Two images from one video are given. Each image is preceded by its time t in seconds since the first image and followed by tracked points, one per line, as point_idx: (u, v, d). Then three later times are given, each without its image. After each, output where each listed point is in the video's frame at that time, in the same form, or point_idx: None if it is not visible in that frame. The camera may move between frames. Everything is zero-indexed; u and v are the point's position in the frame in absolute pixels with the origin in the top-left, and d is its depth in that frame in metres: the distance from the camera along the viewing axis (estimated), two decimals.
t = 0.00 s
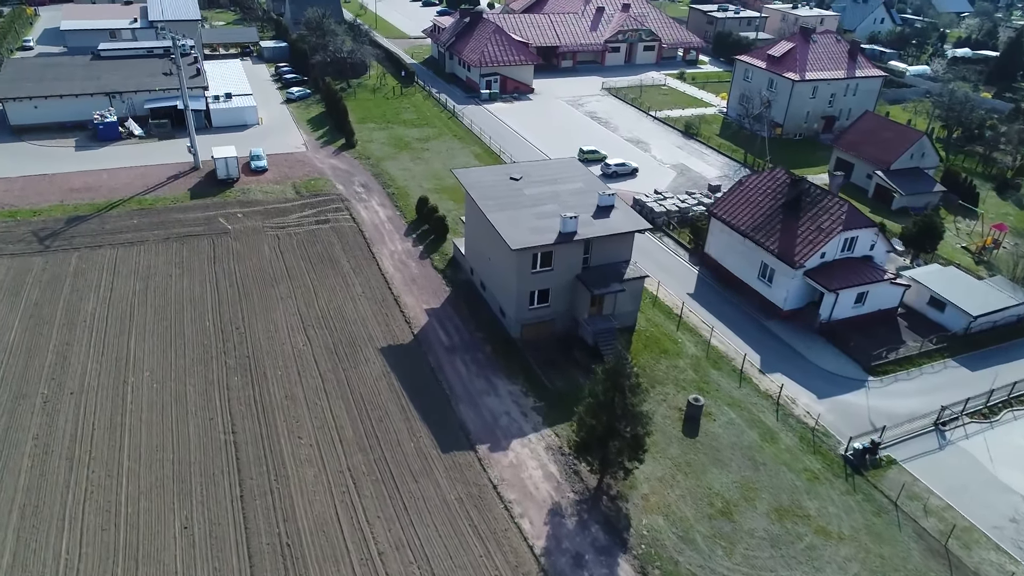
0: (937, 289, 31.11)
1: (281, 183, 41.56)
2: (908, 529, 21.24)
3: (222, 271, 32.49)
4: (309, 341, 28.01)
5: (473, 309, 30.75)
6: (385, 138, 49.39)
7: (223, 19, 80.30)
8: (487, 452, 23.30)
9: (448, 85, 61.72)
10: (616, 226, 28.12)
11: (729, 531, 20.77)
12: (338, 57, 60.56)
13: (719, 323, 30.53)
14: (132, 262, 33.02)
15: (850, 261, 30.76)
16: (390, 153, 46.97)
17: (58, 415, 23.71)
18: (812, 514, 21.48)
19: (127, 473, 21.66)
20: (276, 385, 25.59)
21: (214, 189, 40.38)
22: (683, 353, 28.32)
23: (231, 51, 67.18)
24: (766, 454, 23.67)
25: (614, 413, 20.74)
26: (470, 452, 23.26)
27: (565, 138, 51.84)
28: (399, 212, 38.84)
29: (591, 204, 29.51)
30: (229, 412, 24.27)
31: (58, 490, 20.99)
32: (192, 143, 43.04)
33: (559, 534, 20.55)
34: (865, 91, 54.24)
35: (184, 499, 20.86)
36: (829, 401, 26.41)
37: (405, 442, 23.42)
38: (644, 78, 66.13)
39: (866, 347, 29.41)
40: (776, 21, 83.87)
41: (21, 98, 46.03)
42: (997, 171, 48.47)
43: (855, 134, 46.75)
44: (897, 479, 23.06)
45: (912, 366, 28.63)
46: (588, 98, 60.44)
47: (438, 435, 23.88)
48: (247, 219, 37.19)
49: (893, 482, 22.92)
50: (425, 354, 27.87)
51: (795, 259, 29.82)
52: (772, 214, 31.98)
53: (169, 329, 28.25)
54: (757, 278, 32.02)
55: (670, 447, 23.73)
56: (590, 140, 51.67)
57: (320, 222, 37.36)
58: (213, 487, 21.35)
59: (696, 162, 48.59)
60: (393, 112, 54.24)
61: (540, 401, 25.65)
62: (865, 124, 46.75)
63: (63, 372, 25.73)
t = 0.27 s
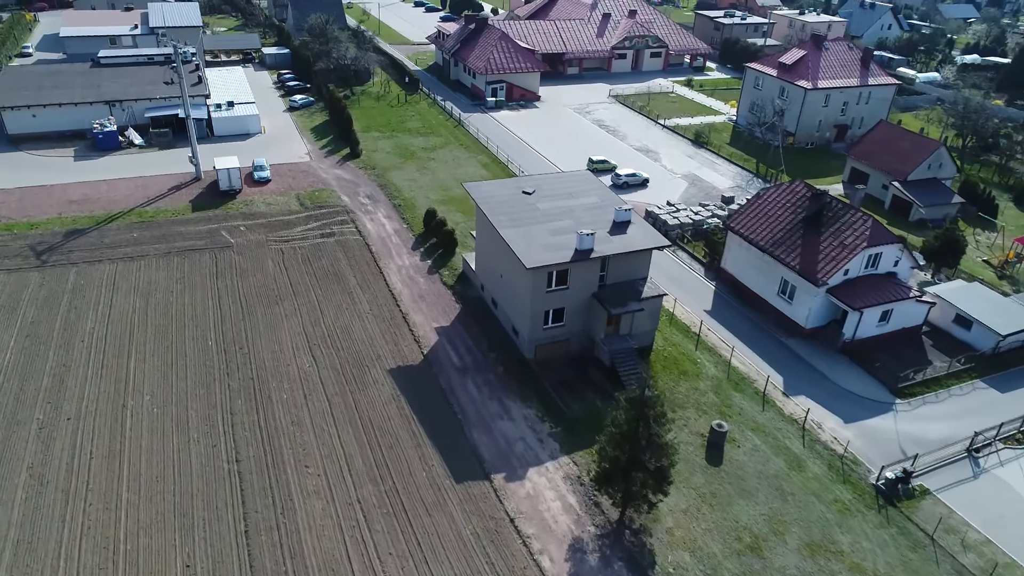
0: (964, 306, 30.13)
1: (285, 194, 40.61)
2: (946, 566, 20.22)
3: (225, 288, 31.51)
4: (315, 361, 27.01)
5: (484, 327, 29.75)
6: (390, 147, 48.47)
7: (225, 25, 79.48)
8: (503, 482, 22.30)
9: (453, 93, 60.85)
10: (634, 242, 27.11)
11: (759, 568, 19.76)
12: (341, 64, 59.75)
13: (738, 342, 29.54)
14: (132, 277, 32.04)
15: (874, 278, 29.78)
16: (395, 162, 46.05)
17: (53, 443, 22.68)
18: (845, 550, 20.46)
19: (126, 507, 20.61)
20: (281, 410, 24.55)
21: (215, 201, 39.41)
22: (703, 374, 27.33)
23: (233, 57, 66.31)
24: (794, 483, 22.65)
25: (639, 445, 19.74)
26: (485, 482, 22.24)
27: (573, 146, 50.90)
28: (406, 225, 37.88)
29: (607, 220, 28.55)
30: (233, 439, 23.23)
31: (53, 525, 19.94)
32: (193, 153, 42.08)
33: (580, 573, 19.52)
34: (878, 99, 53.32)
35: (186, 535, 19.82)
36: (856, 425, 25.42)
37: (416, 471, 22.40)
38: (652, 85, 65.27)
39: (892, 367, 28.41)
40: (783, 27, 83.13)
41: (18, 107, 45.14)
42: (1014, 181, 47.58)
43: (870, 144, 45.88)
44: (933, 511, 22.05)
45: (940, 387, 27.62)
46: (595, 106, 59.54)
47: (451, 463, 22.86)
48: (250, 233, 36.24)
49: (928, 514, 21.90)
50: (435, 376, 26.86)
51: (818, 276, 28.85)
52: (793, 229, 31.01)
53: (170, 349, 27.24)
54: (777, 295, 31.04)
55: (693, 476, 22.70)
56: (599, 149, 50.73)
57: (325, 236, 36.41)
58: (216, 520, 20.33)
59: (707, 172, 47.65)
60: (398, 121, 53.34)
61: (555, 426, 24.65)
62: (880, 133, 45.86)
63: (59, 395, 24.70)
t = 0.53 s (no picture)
0: (993, 325, 29.08)
1: (289, 206, 39.62)
2: None
3: (227, 304, 30.47)
4: (322, 383, 25.97)
5: (497, 347, 28.72)
6: (396, 156, 47.52)
7: (227, 31, 78.67)
8: (520, 515, 21.24)
9: (459, 100, 59.93)
10: (653, 260, 26.09)
11: None
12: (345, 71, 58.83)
13: (760, 362, 28.50)
14: (132, 293, 31.02)
15: (901, 296, 28.76)
16: (401, 172, 45.07)
17: (49, 473, 21.60)
18: None
19: (124, 543, 19.53)
20: (288, 436, 23.48)
21: (218, 213, 38.43)
22: (725, 398, 26.29)
23: (235, 64, 65.40)
24: (825, 516, 21.59)
25: (667, 480, 18.68)
26: (502, 515, 21.18)
27: (583, 155, 49.93)
28: (414, 238, 36.89)
29: (624, 236, 27.51)
30: (237, 468, 22.16)
31: (47, 563, 18.85)
32: (195, 163, 41.10)
33: None
34: (892, 108, 52.37)
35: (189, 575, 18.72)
36: (887, 452, 24.37)
37: (430, 504, 21.34)
38: (660, 92, 64.37)
39: (921, 390, 27.36)
40: (791, 33, 82.32)
41: (17, 115, 44.22)
42: None
43: (886, 153, 44.88)
44: (972, 546, 20.98)
45: (972, 411, 26.56)
46: (604, 114, 58.60)
47: (466, 494, 21.80)
48: (253, 246, 35.24)
49: (967, 550, 20.84)
50: (447, 399, 25.82)
51: (843, 294, 27.83)
52: (815, 244, 30.02)
53: (171, 371, 26.17)
54: (799, 313, 30.02)
55: (720, 508, 21.64)
56: (609, 158, 49.77)
57: (330, 250, 35.40)
58: (220, 558, 19.24)
59: (720, 182, 46.67)
60: (403, 129, 52.39)
61: (574, 454, 23.59)
62: (897, 143, 44.87)
63: (55, 421, 23.62)
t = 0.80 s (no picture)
0: None
1: (293, 218, 38.63)
2: None
3: (231, 323, 29.43)
4: (330, 407, 24.96)
5: (510, 368, 27.70)
6: (402, 166, 46.55)
7: (228, 37, 77.78)
8: (540, 551, 20.18)
9: (465, 107, 59.00)
10: (675, 279, 25.08)
11: None
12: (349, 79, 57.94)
13: (784, 384, 27.46)
14: (132, 311, 29.97)
15: (929, 315, 27.72)
16: (408, 183, 44.08)
17: (44, 507, 20.54)
18: None
19: None
20: (294, 465, 22.42)
21: (221, 225, 37.44)
22: (749, 422, 25.24)
23: (238, 70, 64.51)
24: (860, 551, 20.51)
25: (698, 518, 17.63)
26: (520, 551, 20.13)
27: (592, 165, 48.95)
28: (422, 252, 35.90)
29: (644, 254, 26.51)
30: (241, 500, 21.10)
31: None
32: (197, 174, 40.13)
33: None
34: (907, 116, 51.39)
35: None
36: (920, 481, 23.31)
37: (445, 539, 20.29)
38: (668, 99, 63.42)
39: (952, 413, 26.29)
40: (799, 39, 81.46)
41: (15, 124, 43.30)
42: None
43: (904, 163, 43.86)
44: None
45: (1006, 435, 25.50)
46: (612, 122, 57.66)
47: (482, 528, 20.74)
48: (257, 261, 34.24)
49: None
50: (460, 424, 24.78)
51: (871, 314, 26.80)
52: (840, 261, 29.00)
53: (172, 395, 25.11)
54: (823, 332, 28.97)
55: (749, 543, 20.58)
56: (619, 168, 48.78)
57: (336, 265, 34.41)
58: None
59: (733, 193, 45.68)
60: (409, 138, 51.43)
61: (594, 484, 22.54)
62: (915, 152, 43.86)
63: (51, 449, 22.57)
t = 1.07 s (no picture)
0: None
1: (297, 231, 37.62)
2: None
3: (234, 342, 28.37)
4: (339, 433, 23.91)
5: (525, 391, 26.65)
6: (408, 176, 45.56)
7: (230, 44, 76.93)
8: None
9: (471, 115, 58.05)
10: (698, 300, 24.07)
11: None
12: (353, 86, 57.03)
13: (810, 407, 26.42)
14: (131, 330, 28.91)
15: (960, 335, 26.69)
16: (414, 193, 43.08)
17: (37, 544, 19.44)
18: None
19: None
20: (302, 498, 21.34)
21: (223, 238, 36.43)
22: (775, 448, 24.19)
23: (239, 77, 63.60)
24: None
25: (734, 562, 16.56)
26: None
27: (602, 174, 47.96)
28: (431, 267, 34.89)
29: (664, 272, 25.49)
30: (246, 536, 20.01)
31: None
32: (199, 186, 39.13)
33: None
34: (922, 125, 50.41)
35: None
36: (958, 512, 22.25)
37: None
38: (677, 107, 62.50)
39: (986, 439, 25.25)
40: (806, 45, 80.60)
41: (13, 134, 42.39)
42: None
43: (922, 173, 42.78)
44: None
45: None
46: (621, 130, 56.72)
47: (500, 566, 19.67)
48: (261, 276, 33.21)
49: None
50: (474, 451, 23.73)
51: (900, 334, 25.77)
52: (866, 279, 27.97)
53: (173, 421, 24.03)
54: (849, 352, 27.93)
55: None
56: (629, 177, 47.80)
57: (343, 280, 33.37)
58: None
59: (747, 204, 44.68)
60: (415, 146, 50.45)
61: (616, 517, 21.49)
62: (933, 162, 42.77)
63: (46, 480, 21.48)
